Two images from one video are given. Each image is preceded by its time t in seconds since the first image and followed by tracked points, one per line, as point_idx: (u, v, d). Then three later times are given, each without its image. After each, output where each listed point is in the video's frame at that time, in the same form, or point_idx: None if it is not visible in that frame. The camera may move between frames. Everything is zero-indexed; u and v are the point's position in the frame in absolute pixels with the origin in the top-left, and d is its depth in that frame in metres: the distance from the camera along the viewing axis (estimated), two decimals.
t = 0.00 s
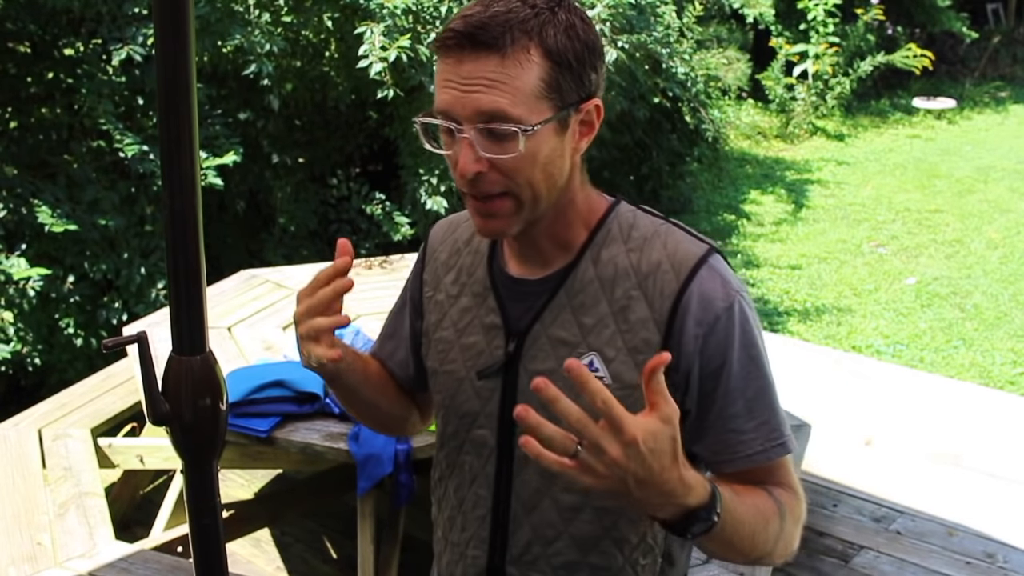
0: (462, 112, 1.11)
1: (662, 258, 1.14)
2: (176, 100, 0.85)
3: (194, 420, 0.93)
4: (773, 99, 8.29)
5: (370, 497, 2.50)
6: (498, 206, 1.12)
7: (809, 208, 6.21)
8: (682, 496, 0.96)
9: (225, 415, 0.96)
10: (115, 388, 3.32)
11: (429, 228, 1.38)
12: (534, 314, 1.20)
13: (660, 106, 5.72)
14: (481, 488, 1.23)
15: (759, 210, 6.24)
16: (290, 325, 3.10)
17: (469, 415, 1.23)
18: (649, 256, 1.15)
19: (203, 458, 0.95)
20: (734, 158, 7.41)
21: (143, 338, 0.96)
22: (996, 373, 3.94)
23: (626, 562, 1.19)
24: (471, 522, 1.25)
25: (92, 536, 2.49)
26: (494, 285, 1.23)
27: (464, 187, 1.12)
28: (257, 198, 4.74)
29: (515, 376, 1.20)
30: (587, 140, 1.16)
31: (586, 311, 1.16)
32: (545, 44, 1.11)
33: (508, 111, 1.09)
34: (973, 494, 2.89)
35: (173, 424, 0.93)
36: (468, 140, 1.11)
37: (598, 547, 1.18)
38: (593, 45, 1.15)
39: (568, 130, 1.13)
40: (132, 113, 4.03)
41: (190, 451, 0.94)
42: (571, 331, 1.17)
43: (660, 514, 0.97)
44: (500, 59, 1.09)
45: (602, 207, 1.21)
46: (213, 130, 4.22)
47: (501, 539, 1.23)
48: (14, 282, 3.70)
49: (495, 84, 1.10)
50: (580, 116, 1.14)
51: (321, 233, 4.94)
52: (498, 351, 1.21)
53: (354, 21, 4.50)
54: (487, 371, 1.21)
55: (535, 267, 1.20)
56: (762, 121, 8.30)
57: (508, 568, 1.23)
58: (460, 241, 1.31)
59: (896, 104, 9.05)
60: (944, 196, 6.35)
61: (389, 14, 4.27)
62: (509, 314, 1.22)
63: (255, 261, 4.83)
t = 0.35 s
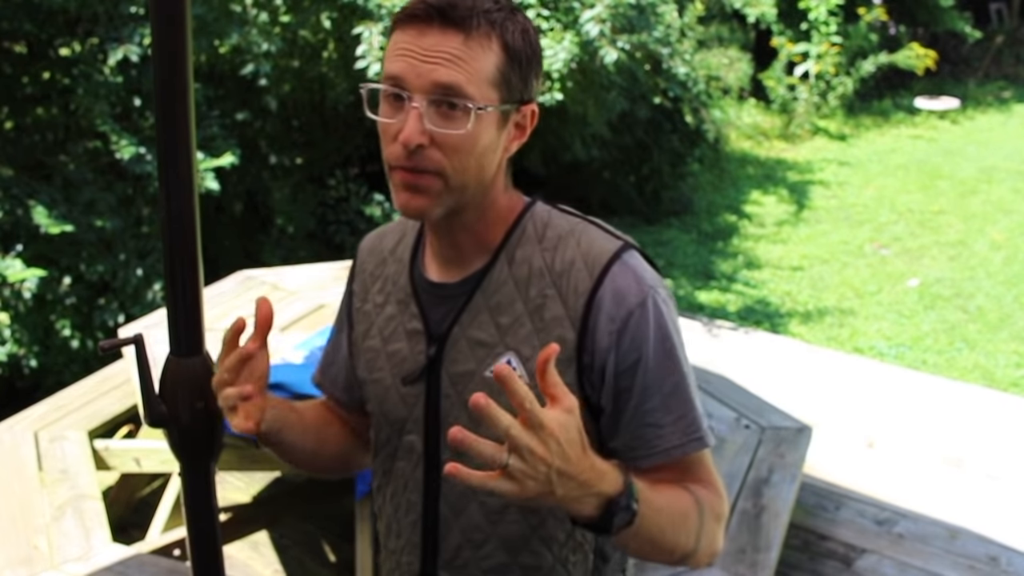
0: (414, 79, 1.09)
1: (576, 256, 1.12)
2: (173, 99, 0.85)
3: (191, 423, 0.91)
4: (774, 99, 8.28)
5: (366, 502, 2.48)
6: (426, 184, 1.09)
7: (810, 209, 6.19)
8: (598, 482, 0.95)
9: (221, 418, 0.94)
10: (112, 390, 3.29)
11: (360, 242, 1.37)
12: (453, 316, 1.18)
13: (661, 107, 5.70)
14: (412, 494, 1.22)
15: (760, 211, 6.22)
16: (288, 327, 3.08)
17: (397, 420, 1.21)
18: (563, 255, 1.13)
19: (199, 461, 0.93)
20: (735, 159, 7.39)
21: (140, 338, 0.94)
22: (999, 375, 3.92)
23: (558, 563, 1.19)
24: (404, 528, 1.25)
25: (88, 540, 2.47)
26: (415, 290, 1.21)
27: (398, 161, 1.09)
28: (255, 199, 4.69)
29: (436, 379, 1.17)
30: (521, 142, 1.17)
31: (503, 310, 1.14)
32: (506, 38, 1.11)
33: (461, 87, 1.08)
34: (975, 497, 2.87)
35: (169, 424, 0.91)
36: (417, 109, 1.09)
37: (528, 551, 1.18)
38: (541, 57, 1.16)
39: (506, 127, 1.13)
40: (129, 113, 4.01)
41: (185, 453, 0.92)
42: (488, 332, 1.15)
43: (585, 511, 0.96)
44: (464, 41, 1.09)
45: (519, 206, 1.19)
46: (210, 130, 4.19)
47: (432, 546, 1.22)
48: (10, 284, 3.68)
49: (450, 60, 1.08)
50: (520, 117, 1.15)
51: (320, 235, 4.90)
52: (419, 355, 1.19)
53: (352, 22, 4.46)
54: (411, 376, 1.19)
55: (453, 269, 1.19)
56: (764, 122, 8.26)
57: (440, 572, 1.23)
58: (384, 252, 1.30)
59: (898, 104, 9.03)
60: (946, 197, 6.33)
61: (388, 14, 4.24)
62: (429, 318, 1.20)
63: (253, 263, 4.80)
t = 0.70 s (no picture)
0: (418, 84, 1.11)
1: (577, 266, 1.13)
2: (175, 97, 0.96)
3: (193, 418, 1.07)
4: (773, 98, 8.30)
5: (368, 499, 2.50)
6: (429, 195, 1.09)
7: (809, 208, 6.20)
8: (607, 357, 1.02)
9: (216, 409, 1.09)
10: (114, 388, 3.32)
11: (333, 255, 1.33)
12: (449, 332, 1.17)
13: (660, 106, 5.73)
14: (404, 518, 1.17)
15: (759, 210, 6.23)
16: (290, 326, 3.09)
17: (387, 440, 1.17)
18: (565, 266, 1.14)
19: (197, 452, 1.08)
20: (734, 158, 7.41)
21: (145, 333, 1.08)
22: (997, 373, 3.94)
23: None
24: (395, 556, 1.19)
25: (91, 537, 2.48)
26: (404, 304, 1.20)
27: (402, 168, 1.09)
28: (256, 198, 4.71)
29: (432, 397, 1.15)
30: (520, 149, 1.20)
31: (504, 323, 1.15)
32: (508, 43, 1.15)
33: (467, 92, 1.10)
34: (972, 494, 2.88)
35: (171, 422, 1.07)
36: (421, 117, 1.10)
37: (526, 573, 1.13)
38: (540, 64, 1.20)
39: (507, 134, 1.15)
40: (131, 112, 4.04)
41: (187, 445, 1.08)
42: (490, 346, 1.14)
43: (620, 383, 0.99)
44: (469, 44, 1.11)
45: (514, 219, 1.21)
46: (212, 130, 4.21)
47: (427, 569, 1.17)
48: (14, 282, 3.70)
49: (456, 63, 1.11)
50: (519, 124, 1.17)
51: (321, 233, 4.93)
52: (414, 373, 1.16)
53: (353, 21, 4.49)
54: (403, 395, 1.16)
55: (448, 286, 1.19)
56: (764, 121, 8.28)
57: None
58: (365, 265, 1.26)
59: (897, 104, 9.05)
60: (944, 196, 6.35)
61: (389, 14, 4.26)
62: (423, 333, 1.18)
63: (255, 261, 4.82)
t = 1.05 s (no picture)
0: (493, 86, 1.15)
1: (649, 286, 1.19)
2: (174, 97, 0.88)
3: (194, 421, 0.96)
4: (773, 98, 8.31)
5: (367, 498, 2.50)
6: (502, 212, 1.15)
7: (809, 208, 6.20)
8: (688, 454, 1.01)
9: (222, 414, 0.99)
10: (114, 388, 3.31)
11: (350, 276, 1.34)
12: (508, 358, 1.19)
13: (660, 107, 5.73)
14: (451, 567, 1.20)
15: (759, 210, 6.23)
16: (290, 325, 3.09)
17: (434, 483, 1.19)
18: (636, 284, 1.19)
19: (201, 457, 0.98)
20: (734, 158, 7.41)
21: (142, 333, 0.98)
22: (997, 373, 3.94)
23: None
24: None
25: (91, 536, 2.49)
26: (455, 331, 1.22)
27: (474, 180, 1.14)
28: (257, 198, 4.72)
29: (489, 428, 1.17)
30: (588, 152, 1.25)
31: (572, 345, 1.18)
32: (582, 38, 1.20)
33: (546, 94, 1.15)
34: (972, 493, 2.88)
35: (171, 425, 0.96)
36: (496, 123, 1.15)
37: None
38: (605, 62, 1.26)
39: (579, 139, 1.21)
40: (132, 113, 4.01)
41: (188, 452, 0.97)
42: (554, 371, 1.17)
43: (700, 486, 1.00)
44: (547, 40, 1.16)
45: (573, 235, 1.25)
46: (212, 129, 4.21)
47: None
48: (14, 282, 3.70)
49: (533, 61, 1.15)
50: (592, 125, 1.23)
51: (321, 232, 4.92)
52: (466, 403, 1.19)
53: (354, 21, 4.48)
54: (452, 429, 1.18)
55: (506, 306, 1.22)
56: (763, 121, 8.30)
57: None
58: (398, 285, 1.28)
59: (897, 104, 9.05)
60: (944, 196, 6.34)
61: (389, 14, 4.26)
62: (474, 358, 1.21)
63: (255, 261, 4.83)
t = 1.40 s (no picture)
0: (588, 96, 1.21)
1: (736, 340, 1.28)
2: (173, 101, 0.88)
3: (194, 421, 0.96)
4: (773, 98, 8.30)
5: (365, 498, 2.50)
6: (586, 235, 1.18)
7: (809, 208, 6.20)
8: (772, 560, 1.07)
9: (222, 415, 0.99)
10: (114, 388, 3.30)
11: (387, 311, 1.42)
12: (573, 421, 1.27)
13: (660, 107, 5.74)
14: None
15: (759, 210, 6.24)
16: (291, 325, 3.10)
17: (486, 551, 1.28)
18: (720, 340, 1.28)
19: (200, 457, 0.98)
20: (734, 158, 7.40)
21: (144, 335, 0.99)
22: (997, 373, 3.95)
23: None
24: None
25: (92, 536, 2.49)
26: (517, 385, 1.31)
27: (558, 209, 1.18)
28: (257, 198, 4.73)
29: (552, 492, 1.26)
30: (677, 186, 1.33)
31: (649, 409, 1.27)
32: (680, 56, 1.27)
33: (642, 108, 1.22)
34: (972, 493, 2.89)
35: (172, 424, 0.96)
36: (587, 137, 1.21)
37: None
38: (701, 79, 1.35)
39: (669, 170, 1.28)
40: (131, 113, 4.01)
41: (188, 451, 0.98)
42: (630, 437, 1.26)
43: None
44: (648, 51, 1.23)
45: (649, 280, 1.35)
46: (212, 129, 4.21)
47: None
48: (14, 282, 3.70)
49: (631, 74, 1.21)
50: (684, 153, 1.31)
51: (321, 233, 4.93)
52: (528, 466, 1.27)
53: (354, 21, 4.44)
54: (508, 495, 1.27)
55: (574, 358, 1.31)
56: (763, 121, 8.32)
57: None
58: (446, 326, 1.38)
59: (897, 104, 9.04)
60: (944, 196, 6.34)
61: (389, 14, 4.26)
62: (536, 417, 1.29)
63: (255, 262, 4.84)
